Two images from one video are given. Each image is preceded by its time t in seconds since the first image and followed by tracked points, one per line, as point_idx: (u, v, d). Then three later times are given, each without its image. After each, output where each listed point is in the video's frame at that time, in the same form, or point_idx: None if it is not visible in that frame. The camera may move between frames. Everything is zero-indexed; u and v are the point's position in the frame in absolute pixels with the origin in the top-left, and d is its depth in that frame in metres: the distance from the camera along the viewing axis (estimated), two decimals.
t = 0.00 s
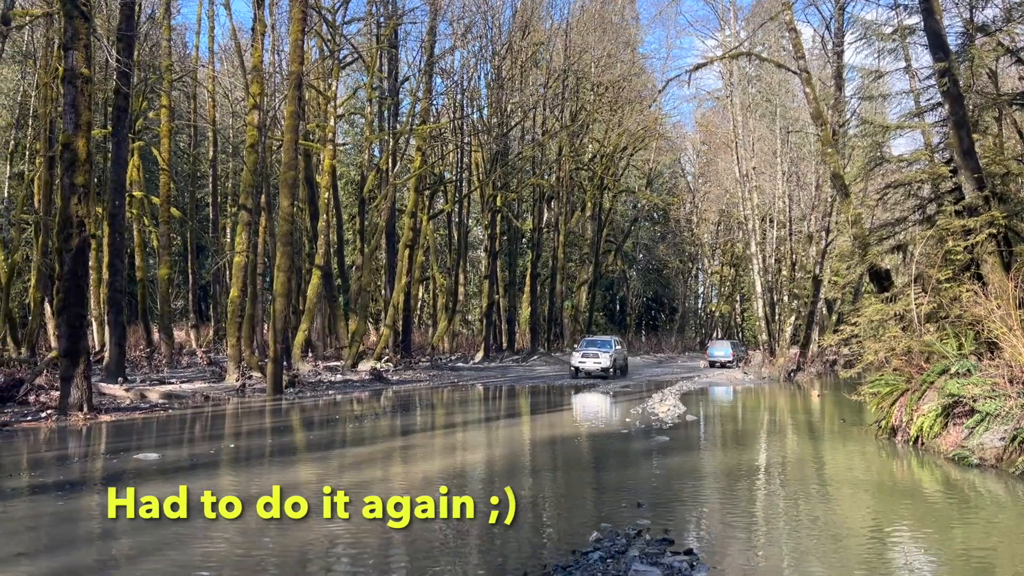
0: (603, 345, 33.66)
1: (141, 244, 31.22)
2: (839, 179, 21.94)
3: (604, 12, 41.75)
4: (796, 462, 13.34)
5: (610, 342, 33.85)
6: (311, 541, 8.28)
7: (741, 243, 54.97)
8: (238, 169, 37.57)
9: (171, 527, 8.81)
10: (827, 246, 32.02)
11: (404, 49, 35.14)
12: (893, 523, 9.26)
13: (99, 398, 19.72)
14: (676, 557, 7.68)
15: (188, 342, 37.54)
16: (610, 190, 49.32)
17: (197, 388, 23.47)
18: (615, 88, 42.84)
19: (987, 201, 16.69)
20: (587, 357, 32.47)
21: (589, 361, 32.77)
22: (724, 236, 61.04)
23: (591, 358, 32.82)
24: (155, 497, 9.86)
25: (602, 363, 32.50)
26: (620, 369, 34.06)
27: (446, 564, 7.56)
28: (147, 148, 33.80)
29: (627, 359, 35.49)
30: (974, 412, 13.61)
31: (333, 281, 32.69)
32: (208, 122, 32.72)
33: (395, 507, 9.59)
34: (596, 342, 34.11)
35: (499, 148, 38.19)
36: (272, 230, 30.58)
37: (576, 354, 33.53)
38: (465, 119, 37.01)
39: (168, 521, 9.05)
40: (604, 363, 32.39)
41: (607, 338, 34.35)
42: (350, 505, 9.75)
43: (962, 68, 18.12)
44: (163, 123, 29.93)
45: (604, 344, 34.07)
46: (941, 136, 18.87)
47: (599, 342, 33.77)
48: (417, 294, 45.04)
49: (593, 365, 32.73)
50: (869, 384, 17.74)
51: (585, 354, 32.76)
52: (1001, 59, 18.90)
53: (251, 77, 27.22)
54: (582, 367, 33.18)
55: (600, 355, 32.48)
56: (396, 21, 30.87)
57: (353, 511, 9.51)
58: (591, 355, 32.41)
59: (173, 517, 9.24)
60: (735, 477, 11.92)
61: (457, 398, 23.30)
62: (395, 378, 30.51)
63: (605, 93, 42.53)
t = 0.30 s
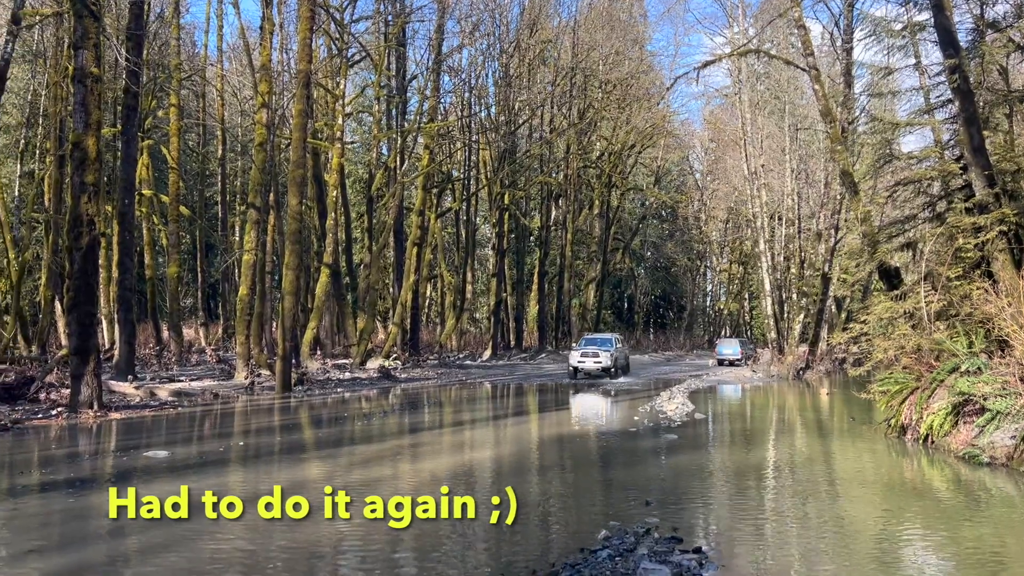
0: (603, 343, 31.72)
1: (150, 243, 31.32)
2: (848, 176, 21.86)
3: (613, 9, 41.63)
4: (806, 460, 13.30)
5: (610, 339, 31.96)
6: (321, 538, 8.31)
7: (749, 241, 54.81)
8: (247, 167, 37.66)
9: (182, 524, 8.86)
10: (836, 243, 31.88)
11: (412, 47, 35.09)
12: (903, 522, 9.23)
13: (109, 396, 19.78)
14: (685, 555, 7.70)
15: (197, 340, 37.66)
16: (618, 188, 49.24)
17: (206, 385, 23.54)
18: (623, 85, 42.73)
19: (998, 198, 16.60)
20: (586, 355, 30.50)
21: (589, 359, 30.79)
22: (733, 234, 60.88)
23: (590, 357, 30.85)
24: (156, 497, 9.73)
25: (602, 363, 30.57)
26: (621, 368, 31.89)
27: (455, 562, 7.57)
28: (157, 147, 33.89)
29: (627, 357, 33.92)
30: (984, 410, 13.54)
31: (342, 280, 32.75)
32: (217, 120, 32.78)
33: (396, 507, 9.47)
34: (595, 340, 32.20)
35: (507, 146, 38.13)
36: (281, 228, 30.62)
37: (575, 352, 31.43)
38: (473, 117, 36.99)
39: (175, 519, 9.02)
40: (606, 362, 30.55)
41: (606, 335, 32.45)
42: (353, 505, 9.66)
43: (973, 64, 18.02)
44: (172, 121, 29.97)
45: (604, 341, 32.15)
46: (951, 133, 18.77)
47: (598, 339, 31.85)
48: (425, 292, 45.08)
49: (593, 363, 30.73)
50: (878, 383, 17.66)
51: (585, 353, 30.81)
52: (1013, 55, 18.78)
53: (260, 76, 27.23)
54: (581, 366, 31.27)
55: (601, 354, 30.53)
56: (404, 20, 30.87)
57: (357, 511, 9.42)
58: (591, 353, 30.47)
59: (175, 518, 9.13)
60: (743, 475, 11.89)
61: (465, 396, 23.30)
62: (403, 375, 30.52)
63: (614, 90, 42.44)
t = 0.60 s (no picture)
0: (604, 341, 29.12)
1: (161, 241, 31.43)
2: (859, 173, 21.76)
3: (622, 6, 41.57)
4: (816, 459, 13.24)
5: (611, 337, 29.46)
6: (330, 536, 8.32)
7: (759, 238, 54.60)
8: (257, 166, 37.79)
9: (193, 521, 8.89)
10: (847, 241, 31.74)
11: (421, 45, 35.09)
12: (913, 521, 9.18)
13: (120, 393, 19.88)
14: (695, 553, 7.69)
15: (208, 338, 37.81)
16: (628, 185, 49.16)
17: (217, 383, 23.63)
18: (633, 83, 42.63)
19: (1010, 195, 16.50)
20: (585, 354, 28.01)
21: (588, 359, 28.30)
22: (743, 231, 60.70)
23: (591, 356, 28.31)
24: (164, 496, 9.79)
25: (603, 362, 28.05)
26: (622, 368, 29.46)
27: (464, 560, 7.56)
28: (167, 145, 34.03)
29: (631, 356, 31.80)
30: (997, 408, 13.44)
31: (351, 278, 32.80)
32: (226, 118, 32.88)
33: (402, 506, 9.48)
34: (595, 337, 29.67)
35: (516, 144, 38.08)
36: (290, 226, 30.69)
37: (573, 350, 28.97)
38: (482, 115, 36.98)
39: (186, 516, 9.07)
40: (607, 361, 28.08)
41: (607, 332, 29.94)
42: (360, 504, 9.66)
43: (985, 60, 17.90)
44: (182, 120, 30.05)
45: (605, 339, 29.62)
46: (963, 130, 18.66)
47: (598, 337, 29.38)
48: (434, 289, 45.15)
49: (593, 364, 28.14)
50: (890, 381, 17.56)
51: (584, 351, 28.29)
52: None
53: (270, 74, 27.30)
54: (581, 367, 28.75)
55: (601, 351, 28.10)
56: (413, 18, 30.87)
57: (364, 509, 9.45)
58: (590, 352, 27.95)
59: (191, 513, 9.26)
60: (753, 474, 11.85)
61: (475, 394, 23.30)
62: (413, 373, 30.51)
63: (623, 88, 42.36)
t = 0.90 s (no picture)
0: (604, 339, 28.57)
1: (173, 239, 31.54)
2: (872, 170, 21.65)
3: (632, 3, 41.48)
4: (827, 457, 13.20)
5: (613, 334, 28.88)
6: (342, 532, 8.36)
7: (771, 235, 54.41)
8: (268, 164, 37.91)
9: (205, 517, 8.95)
10: (859, 238, 31.58)
11: (431, 43, 35.09)
12: (925, 520, 9.13)
13: (133, 391, 20.00)
14: (707, 551, 7.69)
15: (220, 336, 37.97)
16: (638, 183, 49.04)
17: (229, 380, 23.75)
18: (644, 79, 42.49)
19: None
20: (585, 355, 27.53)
21: (588, 360, 27.85)
22: (755, 229, 60.50)
23: (590, 356, 27.83)
24: (175, 495, 9.85)
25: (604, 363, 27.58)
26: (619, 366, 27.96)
27: (474, 556, 7.59)
28: (179, 143, 34.17)
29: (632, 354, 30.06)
30: (1011, 407, 13.36)
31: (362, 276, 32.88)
32: (238, 117, 32.96)
33: (412, 505, 9.50)
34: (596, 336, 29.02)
35: (527, 142, 38.03)
36: (301, 224, 30.77)
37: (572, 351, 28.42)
38: (493, 113, 36.96)
39: (199, 512, 9.13)
40: (607, 360, 27.45)
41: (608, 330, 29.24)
42: (370, 502, 9.69)
43: (1000, 56, 17.77)
44: (194, 118, 30.15)
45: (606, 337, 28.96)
46: (978, 126, 18.54)
47: (599, 335, 28.76)
48: (445, 287, 45.19)
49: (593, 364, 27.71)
50: (902, 379, 17.47)
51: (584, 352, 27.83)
52: None
53: (281, 73, 27.36)
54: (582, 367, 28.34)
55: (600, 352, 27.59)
56: (423, 15, 30.86)
57: (375, 506, 9.47)
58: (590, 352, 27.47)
59: (205, 508, 9.33)
60: (764, 471, 11.82)
61: (486, 391, 23.35)
62: (424, 371, 30.51)
63: (634, 84, 42.25)
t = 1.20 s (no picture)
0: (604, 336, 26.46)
1: (187, 236, 31.69)
2: (886, 166, 21.53)
3: None
4: (841, 455, 13.12)
5: (614, 331, 26.77)
6: (355, 529, 8.41)
7: (784, 232, 54.21)
8: (281, 162, 38.06)
9: (220, 513, 9.01)
10: (873, 235, 31.38)
11: (443, 40, 35.11)
12: (940, 519, 9.05)
13: (147, 387, 20.13)
14: (719, 550, 7.68)
15: (233, 333, 38.17)
16: (651, 180, 48.91)
17: (242, 377, 23.87)
18: (656, 76, 42.35)
19: None
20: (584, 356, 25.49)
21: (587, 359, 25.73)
22: (768, 226, 60.27)
23: (590, 356, 25.65)
24: (190, 492, 9.92)
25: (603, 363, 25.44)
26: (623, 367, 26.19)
27: (486, 553, 7.61)
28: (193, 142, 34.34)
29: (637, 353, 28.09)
30: None
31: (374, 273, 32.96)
32: (251, 115, 33.09)
33: (425, 502, 9.53)
34: (596, 333, 26.85)
35: (538, 139, 37.99)
36: (314, 222, 30.85)
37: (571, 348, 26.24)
38: (504, 110, 36.95)
39: (213, 508, 9.19)
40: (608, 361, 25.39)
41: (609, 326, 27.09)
42: (384, 498, 9.72)
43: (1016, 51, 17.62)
44: (207, 117, 30.27)
45: (608, 334, 26.82)
46: (993, 122, 18.39)
47: (600, 332, 26.70)
48: (457, 285, 45.24)
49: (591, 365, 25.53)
50: (917, 377, 17.34)
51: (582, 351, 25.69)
52: None
53: (293, 71, 27.44)
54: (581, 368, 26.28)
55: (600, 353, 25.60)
56: (436, 13, 30.87)
57: (390, 503, 9.51)
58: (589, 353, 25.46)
59: (220, 504, 9.40)
60: (777, 470, 11.75)
61: (498, 389, 23.35)
62: (436, 368, 30.52)
63: (646, 82, 42.13)
